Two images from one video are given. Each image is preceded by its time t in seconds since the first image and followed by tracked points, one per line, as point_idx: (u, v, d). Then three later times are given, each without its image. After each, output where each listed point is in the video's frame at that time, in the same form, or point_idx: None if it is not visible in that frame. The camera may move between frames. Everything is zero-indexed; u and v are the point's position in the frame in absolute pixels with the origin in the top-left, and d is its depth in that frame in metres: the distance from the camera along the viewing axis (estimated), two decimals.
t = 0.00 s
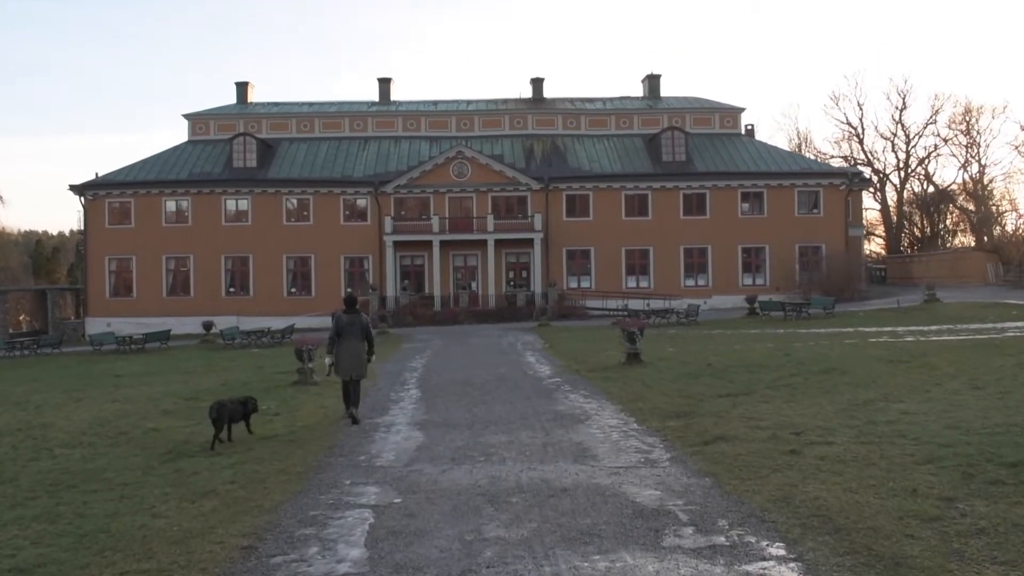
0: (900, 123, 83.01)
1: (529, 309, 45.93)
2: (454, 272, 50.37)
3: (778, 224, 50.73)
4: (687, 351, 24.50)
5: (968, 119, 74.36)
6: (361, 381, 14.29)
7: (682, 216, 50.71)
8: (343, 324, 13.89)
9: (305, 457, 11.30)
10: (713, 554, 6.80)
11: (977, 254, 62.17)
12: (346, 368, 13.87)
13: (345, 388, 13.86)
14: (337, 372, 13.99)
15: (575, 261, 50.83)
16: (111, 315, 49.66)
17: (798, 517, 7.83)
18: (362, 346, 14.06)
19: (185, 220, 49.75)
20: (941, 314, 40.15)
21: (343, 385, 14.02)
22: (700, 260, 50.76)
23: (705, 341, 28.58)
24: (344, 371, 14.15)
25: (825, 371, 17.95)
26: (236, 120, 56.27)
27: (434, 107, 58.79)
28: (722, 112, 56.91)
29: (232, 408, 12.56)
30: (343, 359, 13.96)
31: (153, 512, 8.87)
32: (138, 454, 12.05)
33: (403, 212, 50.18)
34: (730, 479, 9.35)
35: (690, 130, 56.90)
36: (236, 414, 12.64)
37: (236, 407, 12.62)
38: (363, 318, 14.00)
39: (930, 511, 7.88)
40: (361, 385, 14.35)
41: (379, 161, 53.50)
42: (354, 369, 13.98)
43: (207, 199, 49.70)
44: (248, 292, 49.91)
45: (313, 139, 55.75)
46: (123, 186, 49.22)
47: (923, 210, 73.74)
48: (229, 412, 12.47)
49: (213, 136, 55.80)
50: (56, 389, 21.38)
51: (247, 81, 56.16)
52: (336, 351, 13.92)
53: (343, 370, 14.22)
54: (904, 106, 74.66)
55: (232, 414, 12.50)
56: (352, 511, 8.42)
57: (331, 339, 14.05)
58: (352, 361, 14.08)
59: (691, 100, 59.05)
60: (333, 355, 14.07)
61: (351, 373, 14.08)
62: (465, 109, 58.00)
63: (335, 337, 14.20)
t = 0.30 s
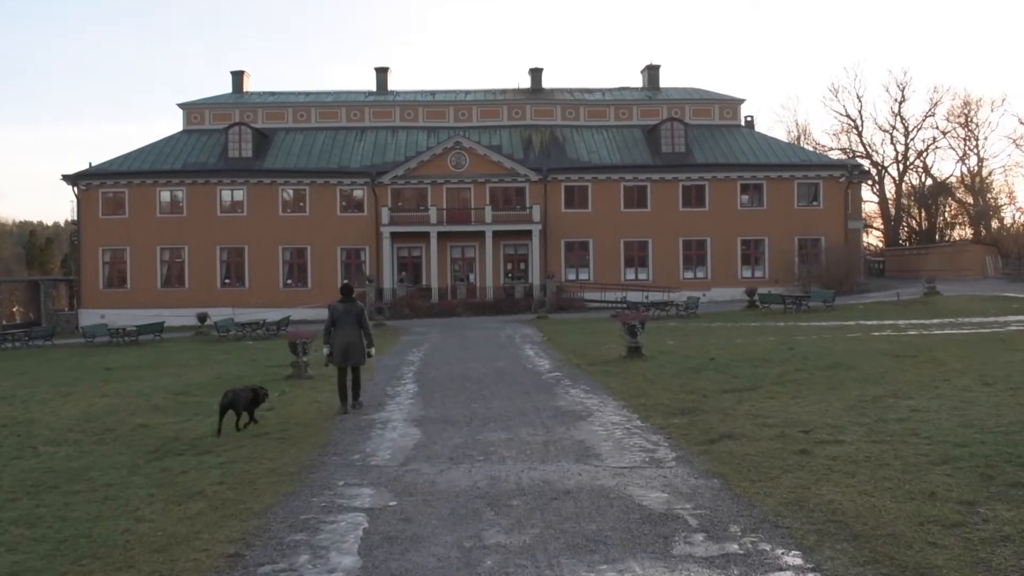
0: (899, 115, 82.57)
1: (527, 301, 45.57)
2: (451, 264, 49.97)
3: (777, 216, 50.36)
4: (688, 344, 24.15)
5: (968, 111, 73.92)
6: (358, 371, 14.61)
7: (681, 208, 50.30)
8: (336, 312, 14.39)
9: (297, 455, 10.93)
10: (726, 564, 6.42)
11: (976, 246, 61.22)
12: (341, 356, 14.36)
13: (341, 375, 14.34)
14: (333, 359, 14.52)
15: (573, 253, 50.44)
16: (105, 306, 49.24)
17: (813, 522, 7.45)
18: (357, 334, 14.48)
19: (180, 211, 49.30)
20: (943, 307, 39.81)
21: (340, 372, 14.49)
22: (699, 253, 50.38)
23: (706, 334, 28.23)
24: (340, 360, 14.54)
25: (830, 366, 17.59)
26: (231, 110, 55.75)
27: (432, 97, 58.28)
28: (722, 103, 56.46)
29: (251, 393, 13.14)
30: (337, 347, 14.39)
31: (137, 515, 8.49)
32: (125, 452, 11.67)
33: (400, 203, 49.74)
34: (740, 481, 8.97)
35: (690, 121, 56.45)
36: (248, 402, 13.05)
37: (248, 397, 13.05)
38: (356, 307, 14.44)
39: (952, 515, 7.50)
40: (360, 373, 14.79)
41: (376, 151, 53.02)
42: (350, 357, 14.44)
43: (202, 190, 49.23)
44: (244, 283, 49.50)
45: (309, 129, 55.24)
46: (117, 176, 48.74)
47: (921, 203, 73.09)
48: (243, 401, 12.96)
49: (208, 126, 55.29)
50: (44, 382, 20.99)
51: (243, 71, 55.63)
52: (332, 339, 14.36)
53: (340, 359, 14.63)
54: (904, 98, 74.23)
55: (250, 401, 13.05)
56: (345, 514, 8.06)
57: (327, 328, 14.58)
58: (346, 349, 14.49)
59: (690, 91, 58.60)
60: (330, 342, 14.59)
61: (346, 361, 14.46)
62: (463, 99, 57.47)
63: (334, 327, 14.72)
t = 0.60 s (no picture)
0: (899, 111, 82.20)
1: (526, 297, 45.23)
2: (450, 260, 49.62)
3: (778, 212, 50.01)
4: (689, 341, 23.81)
5: (969, 108, 73.56)
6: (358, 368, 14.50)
7: (681, 204, 49.92)
8: (338, 309, 14.31)
9: (289, 456, 10.58)
10: None
11: (977, 242, 60.66)
12: (342, 352, 14.22)
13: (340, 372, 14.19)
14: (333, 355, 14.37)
15: (572, 249, 50.09)
16: (101, 301, 48.92)
17: (828, 530, 7.09)
18: (357, 331, 14.38)
19: (177, 205, 48.89)
20: (945, 305, 39.49)
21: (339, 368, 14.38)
22: (699, 249, 50.04)
23: (707, 331, 27.87)
24: (340, 356, 14.43)
25: (835, 365, 17.25)
26: (228, 104, 55.33)
27: (431, 91, 57.88)
28: (722, 98, 56.09)
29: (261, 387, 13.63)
30: (336, 342, 14.29)
31: (121, 519, 8.13)
32: (112, 452, 11.30)
33: (398, 198, 49.37)
34: (749, 485, 8.61)
35: (690, 117, 56.06)
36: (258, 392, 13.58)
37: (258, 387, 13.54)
38: (357, 303, 14.32)
39: (974, 524, 7.14)
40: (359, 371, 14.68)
41: (374, 146, 52.62)
42: (349, 353, 14.31)
43: (199, 183, 48.82)
44: (241, 278, 49.14)
45: (307, 123, 54.81)
46: (113, 170, 48.32)
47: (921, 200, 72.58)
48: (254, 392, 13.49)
49: (206, 120, 54.88)
50: (35, 378, 20.63)
51: (241, 64, 55.20)
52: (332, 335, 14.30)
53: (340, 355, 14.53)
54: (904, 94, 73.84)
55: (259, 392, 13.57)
56: (338, 519, 7.71)
57: (330, 323, 14.51)
58: (347, 345, 14.38)
59: (691, 86, 58.21)
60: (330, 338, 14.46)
61: (345, 357, 14.34)
62: (462, 93, 57.06)
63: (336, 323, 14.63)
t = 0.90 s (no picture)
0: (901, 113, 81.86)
1: (526, 298, 44.92)
2: (450, 259, 49.29)
3: (780, 213, 49.70)
4: (691, 343, 23.46)
5: (971, 110, 73.21)
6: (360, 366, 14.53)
7: (682, 205, 49.60)
8: (343, 305, 14.39)
9: (283, 461, 10.26)
10: None
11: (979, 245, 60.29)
12: (346, 348, 14.23)
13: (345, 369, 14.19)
14: (337, 352, 14.35)
15: (573, 249, 49.78)
16: (99, 300, 48.64)
17: (843, 545, 6.77)
18: (361, 329, 14.46)
19: (176, 203, 48.59)
20: (948, 308, 39.17)
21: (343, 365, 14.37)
22: (700, 250, 49.73)
23: (709, 333, 27.55)
24: (342, 353, 14.43)
25: (842, 369, 16.93)
26: (229, 102, 55.01)
27: (431, 90, 57.55)
28: (725, 99, 55.78)
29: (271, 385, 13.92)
30: (341, 339, 14.30)
31: (105, 528, 7.80)
32: (101, 455, 10.97)
33: (398, 197, 49.05)
34: (758, 496, 8.28)
35: (692, 117, 55.73)
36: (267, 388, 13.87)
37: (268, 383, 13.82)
38: (362, 301, 14.47)
39: (997, 540, 6.81)
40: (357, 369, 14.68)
41: (374, 145, 52.29)
42: (353, 349, 14.33)
43: (198, 182, 48.49)
44: (239, 278, 48.83)
45: (307, 121, 54.47)
46: (112, 167, 48.00)
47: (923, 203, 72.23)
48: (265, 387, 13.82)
49: (205, 118, 54.58)
50: (27, 378, 20.29)
51: (241, 62, 54.88)
52: (337, 331, 14.32)
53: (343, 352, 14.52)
54: (906, 96, 73.49)
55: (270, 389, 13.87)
56: (332, 529, 7.39)
57: (332, 321, 14.52)
58: (350, 342, 14.42)
59: (693, 86, 57.87)
60: (333, 336, 14.46)
61: (349, 354, 14.35)
62: (463, 93, 56.72)
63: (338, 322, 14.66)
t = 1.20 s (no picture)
0: (904, 111, 81.52)
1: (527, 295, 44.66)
2: (451, 257, 49.02)
3: (783, 211, 49.40)
4: (696, 342, 23.18)
5: (974, 108, 72.88)
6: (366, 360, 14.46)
7: (685, 202, 49.30)
8: (344, 303, 14.18)
9: (280, 463, 9.98)
10: None
11: (983, 243, 59.95)
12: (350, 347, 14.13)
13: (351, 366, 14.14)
14: (342, 350, 14.27)
15: (574, 246, 49.49)
16: (98, 297, 48.39)
17: (861, 554, 6.49)
18: (364, 325, 14.30)
19: (176, 200, 48.32)
20: (953, 306, 38.87)
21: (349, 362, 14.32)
22: (703, 248, 49.44)
23: (712, 331, 27.26)
24: (347, 350, 14.35)
25: (849, 368, 16.65)
26: (229, 98, 54.72)
27: (432, 87, 57.21)
28: (727, 96, 55.45)
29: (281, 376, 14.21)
30: (345, 337, 14.18)
31: (96, 532, 7.53)
32: (94, 456, 10.71)
33: (398, 194, 48.76)
34: (770, 501, 8.01)
35: (695, 114, 55.40)
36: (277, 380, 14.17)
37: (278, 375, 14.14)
38: (363, 297, 14.21)
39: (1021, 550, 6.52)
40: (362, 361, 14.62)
41: (374, 142, 51.98)
42: (358, 346, 14.23)
43: (198, 178, 48.22)
44: (239, 275, 48.57)
45: (307, 118, 54.15)
46: (112, 164, 47.74)
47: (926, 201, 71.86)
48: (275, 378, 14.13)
49: (206, 114, 54.31)
50: (22, 376, 20.00)
51: (241, 58, 54.60)
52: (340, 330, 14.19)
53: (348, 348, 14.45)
54: (909, 93, 73.16)
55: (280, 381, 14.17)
56: (330, 535, 7.13)
57: (335, 318, 14.37)
58: (355, 339, 14.31)
59: (695, 84, 57.56)
60: (337, 333, 14.33)
61: (354, 351, 14.27)
62: (464, 89, 56.38)
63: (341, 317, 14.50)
